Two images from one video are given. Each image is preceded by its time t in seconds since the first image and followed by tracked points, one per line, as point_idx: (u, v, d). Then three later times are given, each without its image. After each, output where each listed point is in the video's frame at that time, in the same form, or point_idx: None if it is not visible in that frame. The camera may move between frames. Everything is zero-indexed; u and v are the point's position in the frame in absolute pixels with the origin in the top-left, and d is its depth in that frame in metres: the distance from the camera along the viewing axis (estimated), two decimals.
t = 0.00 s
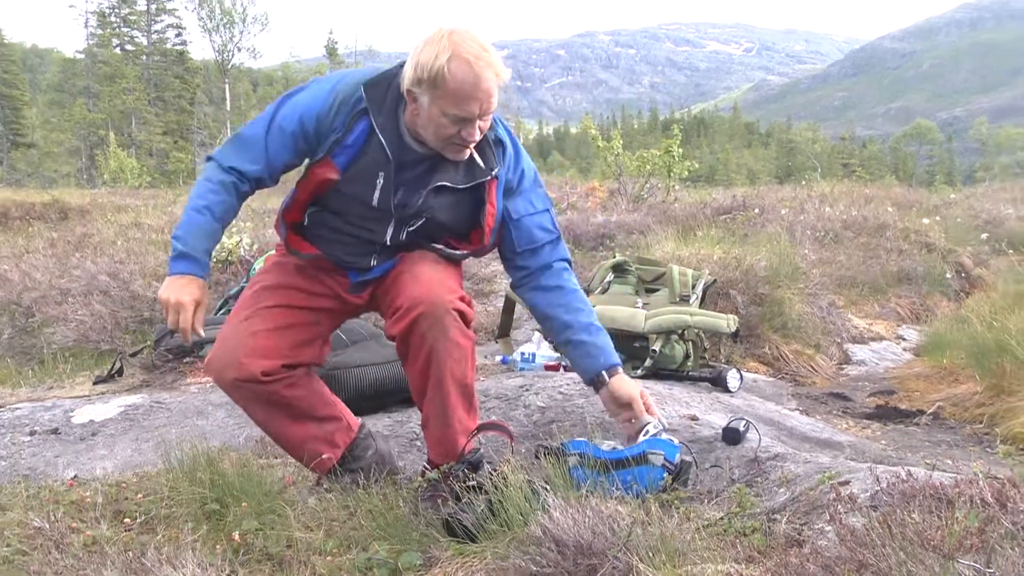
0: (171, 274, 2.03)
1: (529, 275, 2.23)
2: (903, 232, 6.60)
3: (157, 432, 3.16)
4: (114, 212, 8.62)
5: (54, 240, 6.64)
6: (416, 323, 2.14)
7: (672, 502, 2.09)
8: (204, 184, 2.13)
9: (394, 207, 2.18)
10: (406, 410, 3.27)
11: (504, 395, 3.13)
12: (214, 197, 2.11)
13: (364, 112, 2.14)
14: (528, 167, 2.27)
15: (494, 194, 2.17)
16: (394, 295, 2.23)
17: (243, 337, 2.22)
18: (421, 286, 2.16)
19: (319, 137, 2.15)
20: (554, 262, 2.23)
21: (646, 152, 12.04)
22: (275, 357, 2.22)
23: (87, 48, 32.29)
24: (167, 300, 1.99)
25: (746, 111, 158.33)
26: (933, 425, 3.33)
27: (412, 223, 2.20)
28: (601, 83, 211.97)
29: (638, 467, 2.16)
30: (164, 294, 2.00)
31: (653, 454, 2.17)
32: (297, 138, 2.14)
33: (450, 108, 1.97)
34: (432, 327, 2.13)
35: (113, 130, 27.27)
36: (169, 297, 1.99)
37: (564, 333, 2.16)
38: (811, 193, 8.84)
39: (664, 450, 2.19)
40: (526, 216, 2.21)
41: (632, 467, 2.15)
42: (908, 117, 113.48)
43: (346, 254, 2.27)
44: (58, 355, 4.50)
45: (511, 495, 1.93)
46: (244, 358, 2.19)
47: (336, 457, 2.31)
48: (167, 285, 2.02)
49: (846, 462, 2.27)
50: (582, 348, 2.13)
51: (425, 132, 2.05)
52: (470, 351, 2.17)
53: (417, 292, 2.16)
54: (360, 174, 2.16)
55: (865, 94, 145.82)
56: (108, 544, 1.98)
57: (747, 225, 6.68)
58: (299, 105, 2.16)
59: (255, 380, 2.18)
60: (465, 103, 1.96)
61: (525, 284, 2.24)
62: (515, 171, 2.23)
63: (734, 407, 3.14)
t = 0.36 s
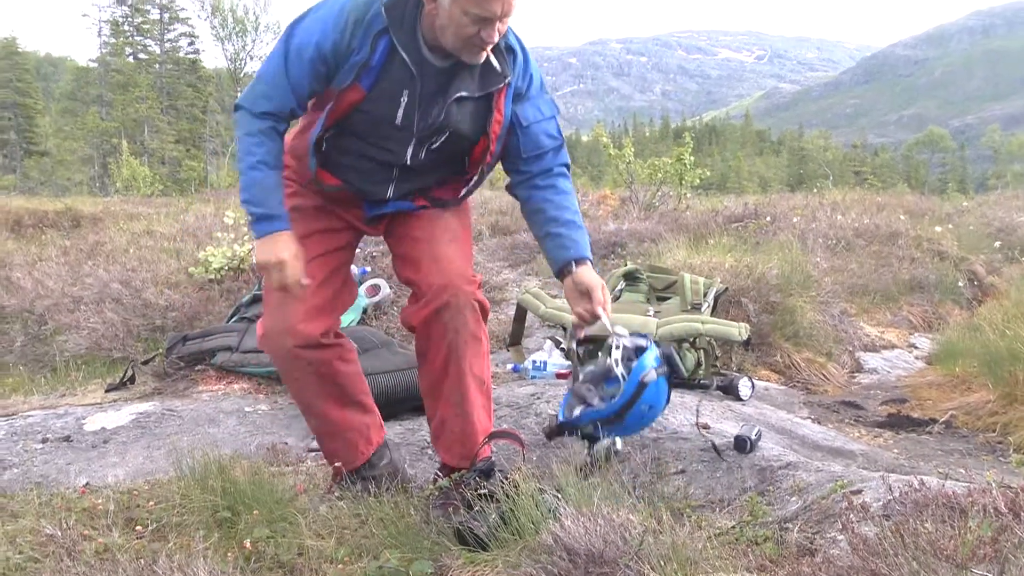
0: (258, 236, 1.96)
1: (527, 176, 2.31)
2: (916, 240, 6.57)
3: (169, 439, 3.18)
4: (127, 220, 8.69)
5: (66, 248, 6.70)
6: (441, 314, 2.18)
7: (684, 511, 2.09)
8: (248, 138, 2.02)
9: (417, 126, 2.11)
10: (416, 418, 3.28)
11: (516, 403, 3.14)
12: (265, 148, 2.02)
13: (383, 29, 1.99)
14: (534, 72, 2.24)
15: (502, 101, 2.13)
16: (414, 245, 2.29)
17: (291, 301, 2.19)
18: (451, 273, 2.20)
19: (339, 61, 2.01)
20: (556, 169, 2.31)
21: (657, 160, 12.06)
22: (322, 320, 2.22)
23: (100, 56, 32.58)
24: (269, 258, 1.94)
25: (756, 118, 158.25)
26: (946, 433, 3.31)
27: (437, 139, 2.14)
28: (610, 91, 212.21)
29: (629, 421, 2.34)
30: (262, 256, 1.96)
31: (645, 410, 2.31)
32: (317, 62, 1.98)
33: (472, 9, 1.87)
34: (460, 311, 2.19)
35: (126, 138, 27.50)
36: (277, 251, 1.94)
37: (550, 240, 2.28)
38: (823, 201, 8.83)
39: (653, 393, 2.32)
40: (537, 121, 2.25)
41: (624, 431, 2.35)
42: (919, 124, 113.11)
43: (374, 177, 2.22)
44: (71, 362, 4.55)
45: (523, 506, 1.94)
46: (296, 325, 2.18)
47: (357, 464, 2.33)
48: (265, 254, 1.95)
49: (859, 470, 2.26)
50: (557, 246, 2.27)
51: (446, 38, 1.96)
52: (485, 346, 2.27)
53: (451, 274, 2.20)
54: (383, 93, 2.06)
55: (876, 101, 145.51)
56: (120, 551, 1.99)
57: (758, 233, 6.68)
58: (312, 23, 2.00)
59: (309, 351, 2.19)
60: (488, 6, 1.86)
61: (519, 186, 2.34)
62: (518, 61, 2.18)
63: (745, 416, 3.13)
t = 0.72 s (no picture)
0: (449, 250, 1.94)
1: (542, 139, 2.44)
2: (918, 298, 6.61)
3: (168, 497, 3.16)
4: (131, 276, 8.76)
5: (70, 304, 6.75)
6: (459, 373, 2.21)
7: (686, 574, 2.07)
8: (379, 165, 1.96)
9: (455, 118, 2.12)
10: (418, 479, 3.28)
11: (518, 462, 3.14)
12: (393, 167, 1.97)
13: (421, 26, 2.03)
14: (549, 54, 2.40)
15: (522, 82, 2.21)
16: (430, 276, 2.23)
17: (332, 350, 2.16)
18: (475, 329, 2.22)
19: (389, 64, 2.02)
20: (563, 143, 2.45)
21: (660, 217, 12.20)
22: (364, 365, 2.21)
23: (107, 113, 33.22)
24: (486, 251, 1.94)
25: (756, 177, 160.34)
26: (951, 494, 3.28)
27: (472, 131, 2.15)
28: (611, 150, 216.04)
29: (570, 362, 2.27)
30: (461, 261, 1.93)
31: (585, 336, 2.25)
32: (371, 65, 1.98)
33: None
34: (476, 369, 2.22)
35: (131, 195, 27.89)
36: (483, 247, 1.95)
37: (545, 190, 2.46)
38: (824, 258, 8.89)
39: (603, 342, 2.28)
40: (556, 98, 2.40)
41: (553, 348, 2.25)
42: (918, 182, 114.60)
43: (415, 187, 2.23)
44: (71, 420, 4.56)
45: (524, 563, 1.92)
46: (340, 376, 2.16)
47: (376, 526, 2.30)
48: (468, 260, 1.93)
49: (862, 533, 2.25)
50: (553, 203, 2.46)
51: (471, 20, 2.03)
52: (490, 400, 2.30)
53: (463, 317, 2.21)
54: (426, 92, 2.07)
55: (874, 160, 147.61)
56: None
57: (761, 291, 6.73)
58: (354, 31, 2.00)
59: (346, 406, 2.18)
60: None
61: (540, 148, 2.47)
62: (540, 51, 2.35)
63: (748, 475, 3.12)
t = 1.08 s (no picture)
0: (452, 275, 1.97)
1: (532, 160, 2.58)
2: (919, 361, 6.62)
3: (166, 561, 3.12)
4: (132, 339, 8.79)
5: (71, 366, 6.76)
6: (471, 442, 2.29)
7: None
8: (384, 186, 1.97)
9: (470, 135, 2.22)
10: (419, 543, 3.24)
11: (519, 526, 3.11)
12: (397, 192, 2.00)
13: (433, 46, 2.13)
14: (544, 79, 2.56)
15: (526, 99, 2.35)
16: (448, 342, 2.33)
17: (366, 393, 2.07)
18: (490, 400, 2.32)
19: (402, 84, 2.09)
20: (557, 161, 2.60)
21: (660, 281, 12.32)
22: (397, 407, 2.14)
23: (111, 176, 33.78)
24: (487, 272, 1.99)
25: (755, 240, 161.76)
26: (957, 559, 3.24)
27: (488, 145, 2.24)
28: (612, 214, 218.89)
29: (532, 344, 2.04)
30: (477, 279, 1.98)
31: (549, 314, 2.02)
32: (380, 87, 2.02)
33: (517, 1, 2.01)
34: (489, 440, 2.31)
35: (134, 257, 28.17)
36: (483, 267, 2.00)
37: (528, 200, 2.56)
38: (825, 321, 8.94)
39: (567, 328, 2.02)
40: (554, 121, 2.56)
41: (511, 325, 2.04)
42: (917, 246, 115.66)
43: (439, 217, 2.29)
44: (69, 483, 4.52)
45: None
46: (376, 424, 2.07)
47: None
48: (468, 285, 1.97)
49: None
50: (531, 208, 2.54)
51: (479, 31, 2.11)
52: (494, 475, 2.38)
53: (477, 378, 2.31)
54: (445, 109, 2.15)
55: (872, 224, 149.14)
56: None
57: (762, 354, 6.76)
58: (365, 53, 2.05)
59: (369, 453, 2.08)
60: None
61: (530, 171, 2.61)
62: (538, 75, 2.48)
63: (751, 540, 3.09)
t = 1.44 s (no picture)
0: (446, 275, 2.03)
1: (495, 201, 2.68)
2: (923, 411, 6.59)
3: None
4: (134, 388, 8.78)
5: (73, 415, 6.75)
6: (462, 499, 2.31)
7: None
8: (360, 206, 2.00)
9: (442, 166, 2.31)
10: None
11: None
12: (374, 209, 2.03)
13: (399, 78, 2.22)
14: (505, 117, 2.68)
15: (487, 134, 2.45)
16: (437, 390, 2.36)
17: (348, 478, 2.19)
18: (478, 450, 2.35)
19: (374, 118, 2.17)
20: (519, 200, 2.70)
21: (663, 330, 12.36)
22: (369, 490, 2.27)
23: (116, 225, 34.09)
24: (482, 261, 2.09)
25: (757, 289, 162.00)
26: None
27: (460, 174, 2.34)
28: (613, 263, 219.86)
29: (510, 359, 2.11)
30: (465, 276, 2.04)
31: (526, 334, 2.11)
32: (350, 121, 2.08)
33: (481, 30, 2.12)
34: (478, 494, 2.34)
35: (136, 305, 28.25)
36: (477, 256, 2.10)
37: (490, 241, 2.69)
38: (828, 371, 8.93)
39: (545, 348, 2.10)
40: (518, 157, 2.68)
41: (489, 340, 2.13)
42: (919, 295, 115.82)
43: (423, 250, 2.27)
44: (69, 532, 4.46)
45: None
46: (356, 502, 2.21)
47: None
48: (468, 273, 2.04)
49: None
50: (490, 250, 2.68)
51: (448, 63, 2.21)
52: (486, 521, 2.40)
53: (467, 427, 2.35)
54: (418, 138, 2.23)
55: (874, 273, 149.57)
56: None
57: (764, 404, 6.76)
58: (334, 90, 2.12)
59: (346, 526, 2.20)
60: (499, 29, 2.11)
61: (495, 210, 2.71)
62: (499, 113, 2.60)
63: None
